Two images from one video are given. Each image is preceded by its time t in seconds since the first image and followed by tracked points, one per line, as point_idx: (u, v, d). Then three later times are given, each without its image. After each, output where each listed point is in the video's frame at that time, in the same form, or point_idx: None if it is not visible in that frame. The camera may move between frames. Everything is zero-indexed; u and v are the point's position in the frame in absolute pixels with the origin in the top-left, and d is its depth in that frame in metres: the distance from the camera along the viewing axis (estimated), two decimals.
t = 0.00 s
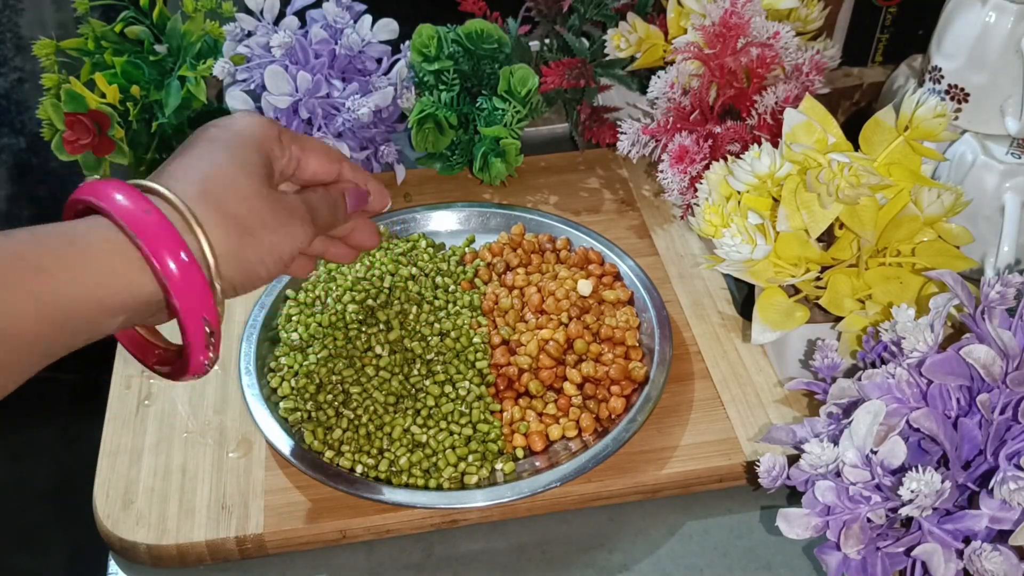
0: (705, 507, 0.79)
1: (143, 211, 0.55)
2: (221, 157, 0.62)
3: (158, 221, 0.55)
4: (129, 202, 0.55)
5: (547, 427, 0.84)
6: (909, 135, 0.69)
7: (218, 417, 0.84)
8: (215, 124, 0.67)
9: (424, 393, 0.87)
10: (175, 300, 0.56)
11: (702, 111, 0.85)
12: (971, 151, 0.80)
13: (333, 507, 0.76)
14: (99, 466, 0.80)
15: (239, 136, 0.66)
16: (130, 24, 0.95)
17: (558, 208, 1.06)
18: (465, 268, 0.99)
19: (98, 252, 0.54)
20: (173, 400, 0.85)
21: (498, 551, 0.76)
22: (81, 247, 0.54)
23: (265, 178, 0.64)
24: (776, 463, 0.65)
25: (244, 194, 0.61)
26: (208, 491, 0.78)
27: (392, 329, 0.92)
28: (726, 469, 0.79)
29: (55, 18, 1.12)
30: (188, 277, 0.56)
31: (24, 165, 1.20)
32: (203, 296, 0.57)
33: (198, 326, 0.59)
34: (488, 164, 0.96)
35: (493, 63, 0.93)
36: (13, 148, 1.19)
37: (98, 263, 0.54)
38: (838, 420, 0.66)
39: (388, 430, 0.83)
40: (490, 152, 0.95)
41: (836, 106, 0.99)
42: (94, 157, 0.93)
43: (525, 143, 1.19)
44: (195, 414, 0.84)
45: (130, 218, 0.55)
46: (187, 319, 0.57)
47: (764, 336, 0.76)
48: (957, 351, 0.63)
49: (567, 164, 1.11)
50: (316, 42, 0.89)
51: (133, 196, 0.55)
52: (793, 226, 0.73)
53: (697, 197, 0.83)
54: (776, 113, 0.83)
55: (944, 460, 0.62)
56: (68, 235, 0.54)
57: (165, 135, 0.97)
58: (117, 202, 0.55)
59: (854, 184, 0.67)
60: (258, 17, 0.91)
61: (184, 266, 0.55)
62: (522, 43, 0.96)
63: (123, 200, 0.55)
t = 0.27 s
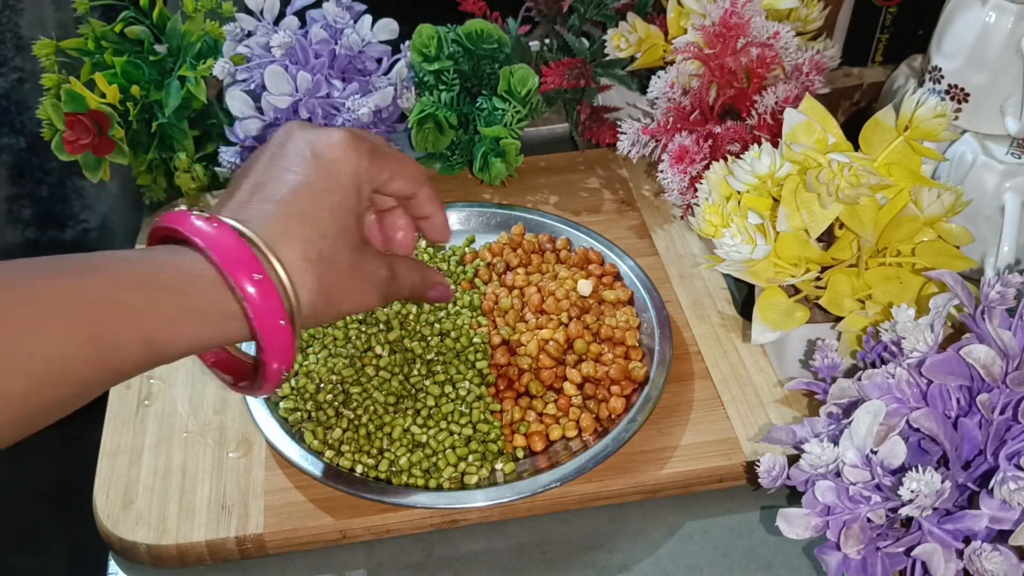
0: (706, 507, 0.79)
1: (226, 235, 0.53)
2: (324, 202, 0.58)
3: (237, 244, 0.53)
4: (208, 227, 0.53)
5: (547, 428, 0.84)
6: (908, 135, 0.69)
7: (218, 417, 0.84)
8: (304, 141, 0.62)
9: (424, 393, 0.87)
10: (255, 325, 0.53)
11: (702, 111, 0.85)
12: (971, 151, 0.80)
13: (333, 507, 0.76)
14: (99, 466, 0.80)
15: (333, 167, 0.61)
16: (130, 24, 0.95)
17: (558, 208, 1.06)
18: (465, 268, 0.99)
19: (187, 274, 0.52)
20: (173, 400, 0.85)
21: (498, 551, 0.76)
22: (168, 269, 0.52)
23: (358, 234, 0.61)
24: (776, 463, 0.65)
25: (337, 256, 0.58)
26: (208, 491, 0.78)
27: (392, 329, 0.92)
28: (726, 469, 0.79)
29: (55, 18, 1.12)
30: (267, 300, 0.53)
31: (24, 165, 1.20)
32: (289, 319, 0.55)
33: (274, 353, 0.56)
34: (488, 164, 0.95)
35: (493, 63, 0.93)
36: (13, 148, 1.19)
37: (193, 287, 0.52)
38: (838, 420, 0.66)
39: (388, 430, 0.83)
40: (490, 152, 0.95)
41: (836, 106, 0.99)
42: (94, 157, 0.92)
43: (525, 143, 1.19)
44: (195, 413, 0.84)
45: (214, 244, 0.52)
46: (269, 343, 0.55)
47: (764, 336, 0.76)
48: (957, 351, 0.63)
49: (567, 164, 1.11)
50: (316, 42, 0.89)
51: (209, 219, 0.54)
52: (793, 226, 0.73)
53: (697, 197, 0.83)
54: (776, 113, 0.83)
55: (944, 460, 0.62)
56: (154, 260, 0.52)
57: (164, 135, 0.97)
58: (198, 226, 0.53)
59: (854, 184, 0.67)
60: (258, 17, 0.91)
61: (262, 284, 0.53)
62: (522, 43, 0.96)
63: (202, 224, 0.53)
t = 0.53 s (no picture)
0: (706, 507, 0.79)
1: (377, 258, 0.57)
2: (467, 257, 0.63)
3: (389, 267, 0.57)
4: (364, 242, 0.58)
5: (546, 428, 0.84)
6: (909, 135, 0.69)
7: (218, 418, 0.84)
8: (490, 213, 0.67)
9: (424, 393, 0.87)
10: (384, 351, 0.57)
11: (702, 111, 0.85)
12: (971, 151, 0.80)
13: (333, 507, 0.76)
14: (99, 465, 0.80)
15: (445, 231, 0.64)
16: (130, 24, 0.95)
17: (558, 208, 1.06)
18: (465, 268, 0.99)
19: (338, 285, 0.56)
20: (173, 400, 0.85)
21: (498, 551, 0.76)
22: (326, 279, 0.56)
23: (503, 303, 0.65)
24: (776, 463, 0.65)
25: (475, 314, 0.62)
26: (207, 491, 0.78)
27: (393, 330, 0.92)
28: (726, 469, 0.79)
29: (55, 18, 1.12)
30: (403, 328, 0.57)
31: (24, 165, 1.20)
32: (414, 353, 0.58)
33: (392, 382, 0.58)
34: (488, 164, 0.95)
35: (493, 63, 0.93)
36: (13, 148, 1.19)
37: (343, 301, 0.56)
38: (838, 420, 0.66)
39: (388, 430, 0.83)
40: (489, 152, 0.95)
41: (836, 106, 0.99)
42: (94, 157, 0.92)
43: (525, 143, 1.19)
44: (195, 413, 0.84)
45: (371, 263, 0.57)
46: (391, 369, 0.58)
47: (764, 336, 0.76)
48: (957, 351, 0.63)
49: (567, 164, 1.11)
50: (316, 42, 0.89)
51: (369, 236, 0.59)
52: (793, 226, 0.73)
53: (697, 197, 0.83)
54: (777, 113, 0.83)
55: (944, 460, 0.62)
56: (312, 270, 0.56)
57: (164, 135, 0.98)
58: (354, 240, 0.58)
59: (854, 184, 0.67)
60: (258, 17, 0.91)
61: (401, 313, 0.56)
62: (522, 43, 0.96)
63: (357, 241, 0.59)
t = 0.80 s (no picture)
0: (706, 507, 0.79)
1: (411, 245, 0.58)
2: (495, 249, 0.63)
3: (423, 253, 0.58)
4: (396, 228, 0.59)
5: (546, 428, 0.84)
6: (909, 135, 0.69)
7: (218, 419, 0.84)
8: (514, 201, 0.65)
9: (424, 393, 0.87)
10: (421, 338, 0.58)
11: (702, 111, 0.85)
12: (971, 151, 0.80)
13: (333, 507, 0.76)
14: (99, 466, 0.80)
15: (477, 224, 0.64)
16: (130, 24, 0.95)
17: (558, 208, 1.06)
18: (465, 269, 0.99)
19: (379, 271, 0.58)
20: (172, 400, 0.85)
21: (498, 551, 0.76)
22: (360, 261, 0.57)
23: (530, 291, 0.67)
24: (776, 463, 0.65)
25: (506, 300, 0.64)
26: (207, 491, 0.78)
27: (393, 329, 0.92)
28: (726, 469, 0.79)
29: (55, 18, 1.12)
30: (438, 314, 0.58)
31: (24, 165, 1.20)
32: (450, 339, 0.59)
33: (428, 367, 0.60)
34: (487, 164, 0.95)
35: (493, 63, 0.93)
36: (13, 148, 1.19)
37: (382, 291, 0.57)
38: (838, 420, 0.66)
39: (388, 430, 0.83)
40: (489, 152, 0.95)
41: (836, 106, 0.99)
42: (94, 157, 0.92)
43: (525, 143, 1.19)
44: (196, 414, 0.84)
45: (404, 249, 0.58)
46: (427, 354, 0.59)
47: (764, 336, 0.76)
48: (957, 351, 0.63)
49: (567, 164, 1.11)
50: (316, 42, 0.89)
51: (402, 224, 0.59)
52: (793, 226, 0.73)
53: (697, 197, 0.83)
54: (777, 113, 0.83)
55: (945, 460, 0.62)
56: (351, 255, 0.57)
57: (164, 135, 0.98)
58: (388, 228, 0.59)
59: (854, 184, 0.67)
60: (258, 17, 0.91)
61: (437, 299, 0.57)
62: (522, 43, 0.96)
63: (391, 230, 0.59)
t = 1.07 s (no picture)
0: (706, 507, 0.79)
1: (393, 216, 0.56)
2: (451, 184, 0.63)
3: (405, 221, 0.57)
4: (372, 197, 0.57)
5: (547, 428, 0.84)
6: (909, 135, 0.69)
7: (218, 420, 0.84)
8: (448, 142, 0.68)
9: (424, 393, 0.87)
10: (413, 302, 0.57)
11: (702, 111, 0.85)
12: (971, 151, 0.80)
13: (333, 507, 0.76)
14: (99, 466, 0.80)
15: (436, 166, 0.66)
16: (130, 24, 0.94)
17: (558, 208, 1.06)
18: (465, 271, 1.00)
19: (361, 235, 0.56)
20: (172, 400, 0.85)
21: (498, 551, 0.76)
22: (342, 226, 0.55)
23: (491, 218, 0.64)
24: (776, 463, 0.65)
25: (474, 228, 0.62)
26: (207, 491, 0.78)
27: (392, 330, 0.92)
28: (726, 469, 0.79)
29: (55, 18, 1.12)
30: (426, 279, 0.57)
31: (24, 165, 1.20)
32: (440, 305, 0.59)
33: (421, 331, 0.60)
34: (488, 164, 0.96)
35: (493, 63, 0.93)
36: (13, 148, 1.19)
37: (365, 252, 0.55)
38: (838, 420, 0.66)
39: (388, 430, 0.83)
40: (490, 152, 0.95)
41: (836, 106, 0.99)
42: (94, 157, 0.92)
43: (525, 143, 1.19)
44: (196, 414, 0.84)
45: (379, 214, 0.56)
46: (420, 319, 0.59)
47: (764, 336, 0.76)
48: (957, 351, 0.63)
49: (567, 164, 1.11)
50: (316, 42, 0.89)
51: (377, 193, 0.57)
52: (793, 226, 0.73)
53: (697, 197, 0.83)
54: (777, 113, 0.83)
55: (944, 460, 0.62)
56: (329, 221, 0.55)
57: (164, 135, 0.98)
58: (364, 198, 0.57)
59: (854, 184, 0.67)
60: (258, 17, 0.91)
61: (421, 260, 0.57)
62: (522, 43, 0.96)
63: (368, 200, 0.57)
